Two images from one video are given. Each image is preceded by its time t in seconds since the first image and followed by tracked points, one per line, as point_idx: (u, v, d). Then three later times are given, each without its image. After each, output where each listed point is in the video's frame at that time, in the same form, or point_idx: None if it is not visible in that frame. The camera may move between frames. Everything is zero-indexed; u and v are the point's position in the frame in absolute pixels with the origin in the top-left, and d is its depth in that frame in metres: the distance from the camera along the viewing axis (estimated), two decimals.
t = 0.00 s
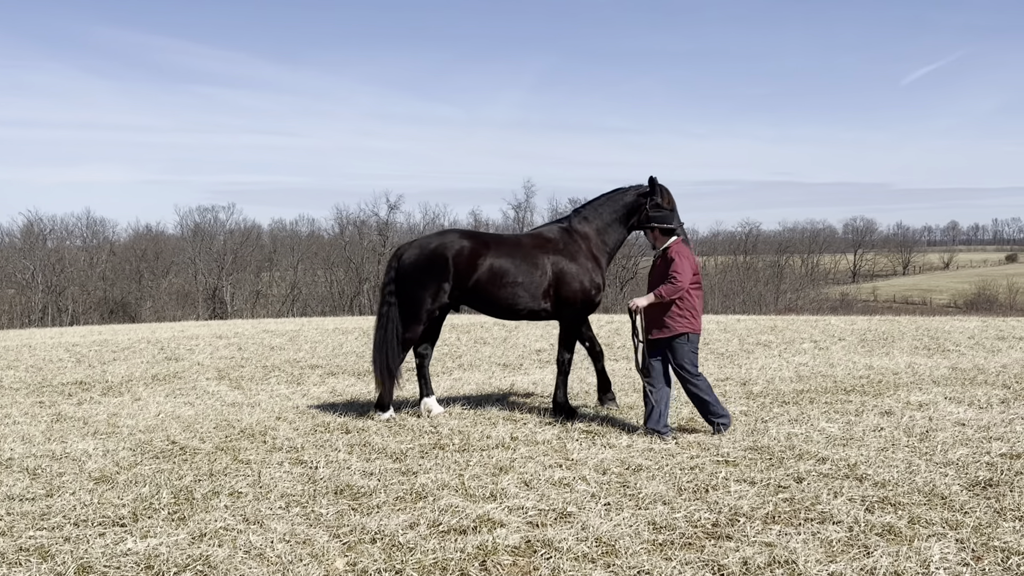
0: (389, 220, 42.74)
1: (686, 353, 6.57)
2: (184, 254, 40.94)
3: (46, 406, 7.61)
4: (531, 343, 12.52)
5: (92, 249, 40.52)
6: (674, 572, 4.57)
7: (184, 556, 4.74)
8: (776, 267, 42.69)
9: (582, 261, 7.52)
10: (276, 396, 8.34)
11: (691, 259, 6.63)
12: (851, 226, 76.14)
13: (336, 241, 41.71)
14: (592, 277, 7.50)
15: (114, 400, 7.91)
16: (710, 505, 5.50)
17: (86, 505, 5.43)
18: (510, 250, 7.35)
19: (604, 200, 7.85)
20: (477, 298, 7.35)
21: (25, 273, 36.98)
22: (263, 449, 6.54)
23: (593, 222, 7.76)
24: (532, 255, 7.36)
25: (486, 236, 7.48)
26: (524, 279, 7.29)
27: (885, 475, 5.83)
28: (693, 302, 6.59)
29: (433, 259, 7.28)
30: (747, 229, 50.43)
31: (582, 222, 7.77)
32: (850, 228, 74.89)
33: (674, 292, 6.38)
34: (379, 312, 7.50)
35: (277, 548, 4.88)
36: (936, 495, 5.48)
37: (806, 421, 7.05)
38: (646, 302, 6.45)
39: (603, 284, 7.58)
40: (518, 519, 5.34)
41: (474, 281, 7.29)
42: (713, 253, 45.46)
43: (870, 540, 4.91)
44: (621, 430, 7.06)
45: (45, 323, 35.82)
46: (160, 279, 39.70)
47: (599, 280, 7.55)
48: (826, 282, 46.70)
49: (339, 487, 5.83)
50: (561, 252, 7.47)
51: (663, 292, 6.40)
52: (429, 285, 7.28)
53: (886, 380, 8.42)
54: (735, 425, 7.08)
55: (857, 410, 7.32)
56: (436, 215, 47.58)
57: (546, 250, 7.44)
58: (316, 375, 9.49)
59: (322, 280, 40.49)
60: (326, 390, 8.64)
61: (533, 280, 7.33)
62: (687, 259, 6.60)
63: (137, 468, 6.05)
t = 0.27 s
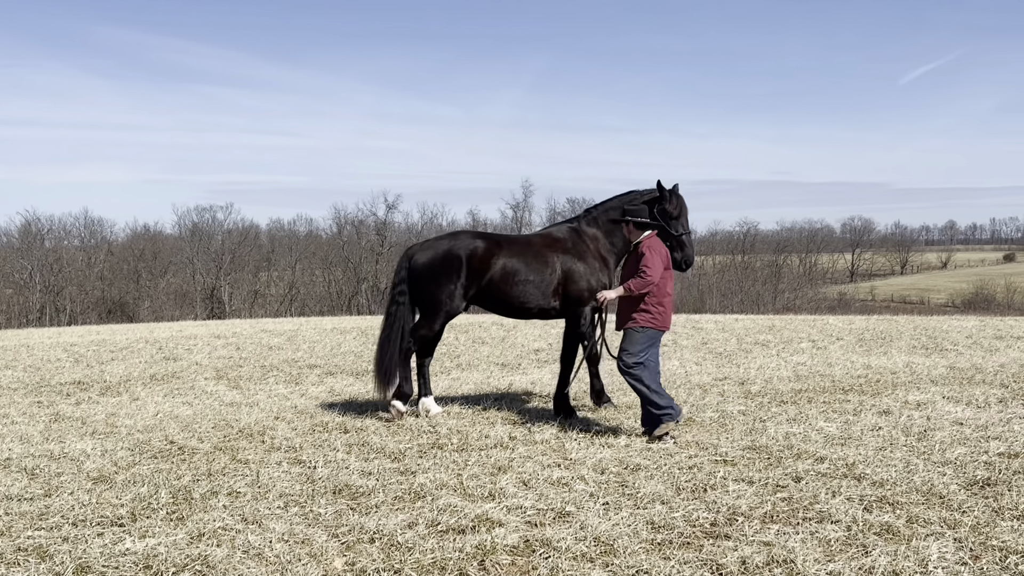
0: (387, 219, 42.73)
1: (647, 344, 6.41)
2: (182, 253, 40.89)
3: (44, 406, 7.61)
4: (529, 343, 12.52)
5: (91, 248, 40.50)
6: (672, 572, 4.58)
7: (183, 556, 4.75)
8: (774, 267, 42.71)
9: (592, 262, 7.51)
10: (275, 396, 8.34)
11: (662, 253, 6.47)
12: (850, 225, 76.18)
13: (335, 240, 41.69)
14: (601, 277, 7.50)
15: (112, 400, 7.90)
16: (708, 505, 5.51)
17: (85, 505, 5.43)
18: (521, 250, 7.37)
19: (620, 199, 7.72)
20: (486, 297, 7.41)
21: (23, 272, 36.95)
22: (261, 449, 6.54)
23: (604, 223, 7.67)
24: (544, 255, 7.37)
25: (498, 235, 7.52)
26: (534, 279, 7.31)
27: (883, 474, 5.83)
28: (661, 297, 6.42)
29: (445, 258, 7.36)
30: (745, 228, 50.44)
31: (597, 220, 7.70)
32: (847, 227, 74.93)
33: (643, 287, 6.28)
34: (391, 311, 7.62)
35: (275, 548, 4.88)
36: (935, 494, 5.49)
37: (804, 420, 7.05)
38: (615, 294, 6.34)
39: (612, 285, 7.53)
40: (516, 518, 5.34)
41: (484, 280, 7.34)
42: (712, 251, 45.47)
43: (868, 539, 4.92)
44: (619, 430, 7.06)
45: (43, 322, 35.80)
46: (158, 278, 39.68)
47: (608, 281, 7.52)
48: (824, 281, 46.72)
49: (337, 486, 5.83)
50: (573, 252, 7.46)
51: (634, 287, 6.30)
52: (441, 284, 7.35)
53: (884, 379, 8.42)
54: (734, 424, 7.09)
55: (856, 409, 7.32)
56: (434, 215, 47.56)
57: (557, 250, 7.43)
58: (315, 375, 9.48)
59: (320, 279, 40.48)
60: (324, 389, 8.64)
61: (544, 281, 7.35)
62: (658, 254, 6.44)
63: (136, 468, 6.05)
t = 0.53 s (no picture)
0: (388, 218, 42.71)
1: (612, 347, 6.42)
2: (183, 253, 40.86)
3: (45, 406, 7.61)
4: (529, 342, 12.52)
5: (91, 248, 40.50)
6: (673, 570, 4.58)
7: (184, 555, 4.75)
8: (775, 266, 42.70)
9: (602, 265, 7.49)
10: (276, 395, 8.33)
11: (627, 257, 6.42)
12: (850, 226, 76.18)
13: (335, 240, 41.68)
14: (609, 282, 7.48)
15: (113, 400, 7.90)
16: (709, 504, 5.51)
17: (86, 504, 5.43)
18: (535, 250, 7.36)
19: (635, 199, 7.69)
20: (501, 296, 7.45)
21: (23, 272, 36.95)
22: (262, 448, 6.53)
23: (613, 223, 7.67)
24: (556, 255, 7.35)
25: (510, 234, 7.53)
26: (546, 279, 7.32)
27: (884, 473, 5.83)
28: (622, 299, 6.38)
29: (462, 256, 7.43)
30: (746, 227, 50.42)
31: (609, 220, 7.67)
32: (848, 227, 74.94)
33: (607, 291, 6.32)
34: (408, 313, 7.66)
35: (276, 547, 4.89)
36: (935, 493, 5.49)
37: (805, 419, 7.06)
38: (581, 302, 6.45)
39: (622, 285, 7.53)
40: (517, 517, 5.34)
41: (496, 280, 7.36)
42: (712, 251, 45.46)
43: (869, 538, 4.92)
44: (620, 429, 7.06)
45: (44, 323, 35.81)
46: (159, 278, 39.69)
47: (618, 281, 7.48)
48: (824, 280, 46.72)
49: (338, 485, 5.83)
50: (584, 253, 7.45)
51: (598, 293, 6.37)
52: (460, 284, 7.42)
53: (884, 378, 8.42)
54: (734, 423, 7.09)
55: (856, 408, 7.32)
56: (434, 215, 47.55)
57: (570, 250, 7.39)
58: (315, 374, 9.48)
59: (320, 279, 40.48)
60: (325, 389, 8.64)
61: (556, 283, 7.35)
62: (620, 257, 6.40)
63: (137, 468, 6.05)
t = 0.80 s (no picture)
0: (390, 218, 42.71)
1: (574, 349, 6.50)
2: (184, 253, 40.88)
3: (49, 405, 7.62)
4: (532, 341, 12.52)
5: (93, 248, 40.54)
6: (676, 570, 4.58)
7: (188, 554, 4.75)
8: (776, 266, 42.68)
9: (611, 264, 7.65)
10: (279, 394, 8.34)
11: (591, 260, 6.35)
12: (851, 225, 76.14)
13: (337, 239, 41.69)
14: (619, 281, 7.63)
15: (116, 399, 7.91)
16: (712, 503, 5.51)
17: (89, 503, 5.44)
18: (550, 246, 7.47)
19: (647, 200, 7.76)
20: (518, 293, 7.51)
21: (26, 272, 36.99)
22: (265, 448, 6.54)
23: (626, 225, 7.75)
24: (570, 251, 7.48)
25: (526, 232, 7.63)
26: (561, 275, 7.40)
27: (887, 472, 5.83)
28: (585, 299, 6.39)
29: (479, 253, 7.47)
30: (748, 227, 50.40)
31: (621, 220, 7.82)
32: (850, 226, 74.90)
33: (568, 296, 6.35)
34: (432, 315, 7.64)
35: (280, 546, 4.89)
36: (939, 492, 5.48)
37: (808, 418, 7.06)
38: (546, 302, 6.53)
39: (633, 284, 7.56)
40: (520, 517, 5.34)
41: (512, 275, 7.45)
42: (714, 250, 45.45)
43: (872, 538, 4.91)
44: (623, 428, 7.06)
45: (46, 322, 35.86)
46: (161, 277, 39.72)
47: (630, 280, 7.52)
48: (826, 280, 46.69)
49: (341, 484, 5.83)
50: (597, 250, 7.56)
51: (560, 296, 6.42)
52: (477, 282, 7.47)
53: (888, 377, 8.42)
54: (737, 422, 7.09)
55: (859, 408, 7.32)
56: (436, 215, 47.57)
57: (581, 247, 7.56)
58: (318, 374, 9.49)
59: (322, 279, 40.49)
60: (327, 388, 8.65)
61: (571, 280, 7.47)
62: (583, 258, 6.36)
63: (140, 467, 6.06)
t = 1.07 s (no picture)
0: (393, 217, 42.71)
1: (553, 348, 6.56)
2: (188, 252, 40.92)
3: (54, 404, 7.64)
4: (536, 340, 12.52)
5: (98, 247, 40.60)
6: (681, 569, 4.58)
7: (193, 553, 4.76)
8: (780, 265, 42.64)
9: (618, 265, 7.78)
10: (283, 393, 8.35)
11: (557, 261, 6.34)
12: (855, 224, 76.02)
13: (340, 238, 41.71)
14: (626, 280, 7.79)
15: (121, 398, 7.93)
16: (716, 502, 5.50)
17: (94, 502, 5.45)
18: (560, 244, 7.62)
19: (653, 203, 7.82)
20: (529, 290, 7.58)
21: (30, 271, 37.06)
22: (270, 447, 6.55)
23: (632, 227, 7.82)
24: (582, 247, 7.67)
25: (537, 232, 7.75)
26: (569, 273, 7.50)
27: (891, 471, 5.83)
28: (554, 299, 6.43)
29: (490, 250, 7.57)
30: (752, 226, 50.34)
31: (628, 222, 7.88)
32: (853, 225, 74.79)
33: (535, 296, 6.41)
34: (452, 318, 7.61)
35: (284, 545, 4.89)
36: (944, 491, 5.48)
37: (813, 417, 7.05)
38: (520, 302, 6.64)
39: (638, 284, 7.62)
40: (525, 516, 5.34)
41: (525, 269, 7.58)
42: (718, 249, 45.44)
43: (877, 537, 4.91)
44: (627, 427, 7.06)
45: (51, 322, 35.94)
46: (165, 276, 39.77)
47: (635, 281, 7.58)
48: (830, 278, 46.62)
49: (346, 483, 5.84)
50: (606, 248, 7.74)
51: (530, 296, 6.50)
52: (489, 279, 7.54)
53: (892, 376, 8.41)
54: (741, 421, 7.09)
55: (864, 407, 7.31)
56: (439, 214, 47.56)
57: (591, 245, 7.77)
58: (322, 373, 9.50)
59: (326, 278, 40.51)
60: (331, 387, 8.65)
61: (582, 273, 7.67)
62: (549, 258, 6.36)
63: (144, 466, 6.06)
